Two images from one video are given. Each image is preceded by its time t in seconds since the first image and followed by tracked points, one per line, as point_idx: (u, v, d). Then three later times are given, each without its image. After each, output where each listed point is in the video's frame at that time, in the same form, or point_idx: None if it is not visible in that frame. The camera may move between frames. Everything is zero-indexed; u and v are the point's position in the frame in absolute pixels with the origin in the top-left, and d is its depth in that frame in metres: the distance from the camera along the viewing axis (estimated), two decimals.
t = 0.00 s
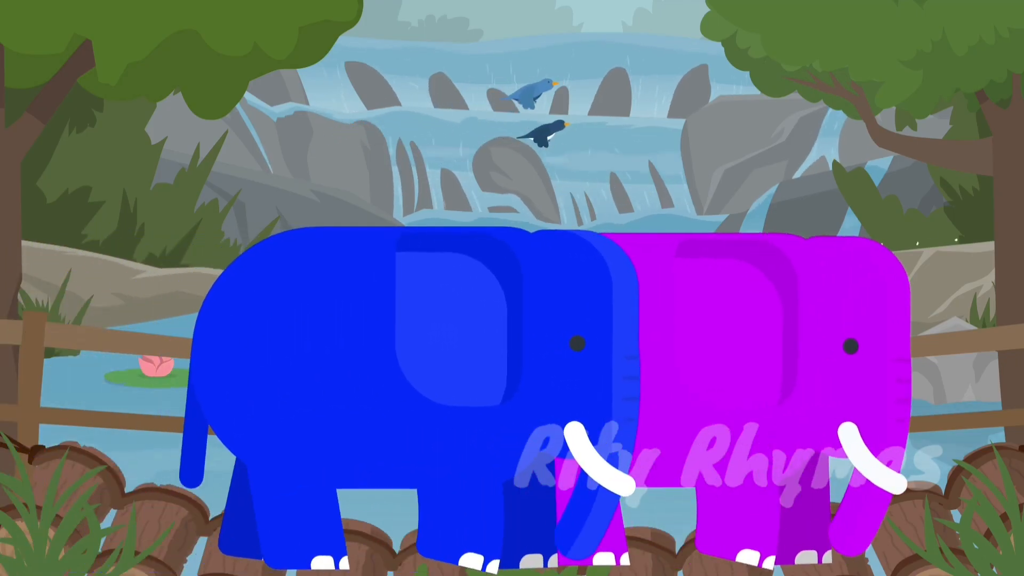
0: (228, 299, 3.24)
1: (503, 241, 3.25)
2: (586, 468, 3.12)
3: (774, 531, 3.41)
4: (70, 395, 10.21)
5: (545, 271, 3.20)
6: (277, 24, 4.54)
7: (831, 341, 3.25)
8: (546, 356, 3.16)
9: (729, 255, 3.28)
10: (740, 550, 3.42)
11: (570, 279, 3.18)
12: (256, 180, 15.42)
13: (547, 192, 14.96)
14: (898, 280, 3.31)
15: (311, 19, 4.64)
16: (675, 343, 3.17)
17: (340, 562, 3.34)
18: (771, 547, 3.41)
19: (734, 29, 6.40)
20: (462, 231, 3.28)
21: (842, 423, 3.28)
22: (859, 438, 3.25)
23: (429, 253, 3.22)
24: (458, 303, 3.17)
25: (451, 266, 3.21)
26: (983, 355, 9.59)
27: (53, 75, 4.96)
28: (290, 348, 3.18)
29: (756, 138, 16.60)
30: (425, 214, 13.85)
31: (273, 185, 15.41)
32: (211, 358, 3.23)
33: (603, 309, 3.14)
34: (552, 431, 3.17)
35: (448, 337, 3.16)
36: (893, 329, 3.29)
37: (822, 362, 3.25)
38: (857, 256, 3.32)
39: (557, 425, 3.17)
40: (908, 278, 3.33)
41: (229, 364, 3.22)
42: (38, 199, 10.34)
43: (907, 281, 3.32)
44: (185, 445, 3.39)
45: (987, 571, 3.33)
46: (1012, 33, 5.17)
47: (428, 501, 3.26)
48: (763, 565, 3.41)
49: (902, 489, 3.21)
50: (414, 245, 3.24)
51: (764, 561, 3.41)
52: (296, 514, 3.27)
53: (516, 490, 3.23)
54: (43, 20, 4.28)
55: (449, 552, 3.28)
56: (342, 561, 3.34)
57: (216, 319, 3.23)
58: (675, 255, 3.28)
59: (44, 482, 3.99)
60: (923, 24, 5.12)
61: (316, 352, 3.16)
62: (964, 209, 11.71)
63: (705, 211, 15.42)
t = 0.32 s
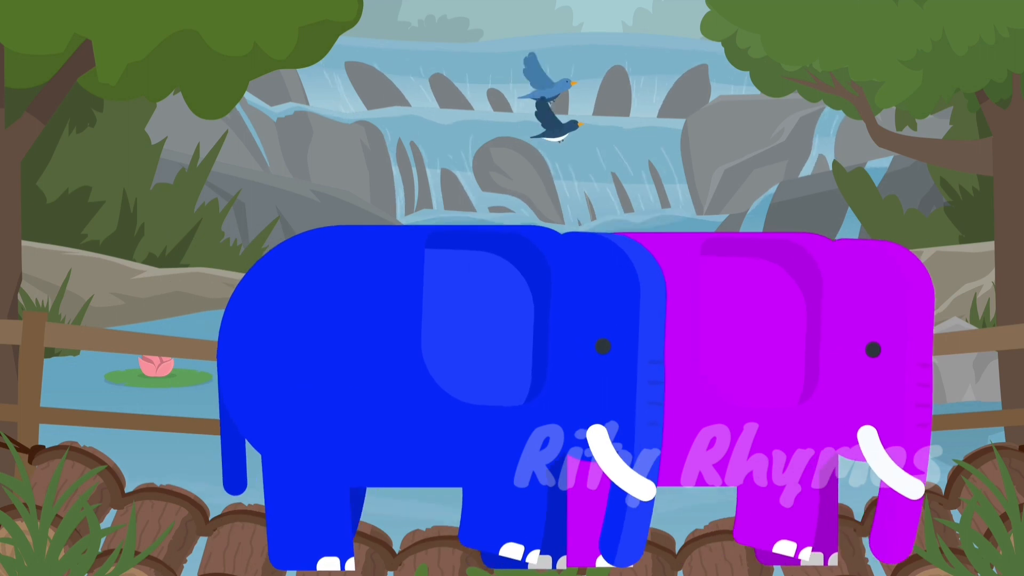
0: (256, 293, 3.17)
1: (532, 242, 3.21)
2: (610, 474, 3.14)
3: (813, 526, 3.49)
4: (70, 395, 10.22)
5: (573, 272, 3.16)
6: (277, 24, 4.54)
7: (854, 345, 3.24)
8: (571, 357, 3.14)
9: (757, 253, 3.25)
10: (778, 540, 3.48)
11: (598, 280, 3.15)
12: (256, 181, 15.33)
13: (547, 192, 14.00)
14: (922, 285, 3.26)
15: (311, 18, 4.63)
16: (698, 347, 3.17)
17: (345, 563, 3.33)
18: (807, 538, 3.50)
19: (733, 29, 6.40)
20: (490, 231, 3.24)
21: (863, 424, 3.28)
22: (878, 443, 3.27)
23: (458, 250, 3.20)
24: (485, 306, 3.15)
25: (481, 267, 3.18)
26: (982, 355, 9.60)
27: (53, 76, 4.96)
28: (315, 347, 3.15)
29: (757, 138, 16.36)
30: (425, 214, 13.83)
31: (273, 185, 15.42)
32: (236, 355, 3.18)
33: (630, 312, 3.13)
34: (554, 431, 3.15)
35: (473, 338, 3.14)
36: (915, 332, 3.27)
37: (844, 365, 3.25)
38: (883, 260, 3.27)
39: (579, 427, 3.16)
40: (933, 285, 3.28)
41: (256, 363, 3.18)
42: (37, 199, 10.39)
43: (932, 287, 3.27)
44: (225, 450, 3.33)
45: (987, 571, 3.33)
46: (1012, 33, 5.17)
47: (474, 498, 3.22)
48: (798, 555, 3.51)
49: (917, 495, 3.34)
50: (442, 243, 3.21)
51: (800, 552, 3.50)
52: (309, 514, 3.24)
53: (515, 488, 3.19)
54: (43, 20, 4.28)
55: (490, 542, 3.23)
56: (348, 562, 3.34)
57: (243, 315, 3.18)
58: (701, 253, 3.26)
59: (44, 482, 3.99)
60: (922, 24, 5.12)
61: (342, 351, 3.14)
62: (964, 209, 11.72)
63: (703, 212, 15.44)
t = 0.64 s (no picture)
0: (282, 296, 3.01)
1: (560, 242, 3.06)
2: (645, 477, 2.95)
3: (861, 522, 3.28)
4: (69, 395, 10.21)
5: (603, 272, 3.01)
6: (277, 23, 4.54)
7: (878, 344, 3.08)
8: (600, 357, 2.99)
9: (779, 254, 3.11)
10: (830, 543, 3.29)
11: (627, 279, 3.00)
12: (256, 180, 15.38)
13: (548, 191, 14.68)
14: (946, 283, 3.10)
15: (311, 18, 4.63)
16: (721, 346, 3.02)
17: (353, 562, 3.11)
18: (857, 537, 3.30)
19: (733, 29, 6.40)
20: (518, 231, 3.09)
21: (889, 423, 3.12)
22: (905, 443, 3.09)
23: (485, 251, 3.04)
24: (514, 305, 3.00)
25: (510, 267, 3.03)
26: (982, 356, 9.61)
27: (52, 75, 4.95)
28: (336, 347, 2.99)
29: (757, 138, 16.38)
30: (425, 214, 13.87)
31: (273, 185, 15.34)
32: (258, 359, 3.01)
33: (659, 309, 2.97)
34: (553, 431, 2.98)
35: (501, 337, 2.99)
36: (942, 331, 3.10)
37: (869, 365, 3.08)
38: (903, 257, 3.11)
39: (609, 426, 2.99)
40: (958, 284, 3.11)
41: (284, 365, 3.01)
42: (38, 198, 10.38)
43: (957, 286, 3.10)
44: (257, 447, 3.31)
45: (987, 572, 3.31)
46: (1012, 33, 5.16)
47: (521, 503, 3.03)
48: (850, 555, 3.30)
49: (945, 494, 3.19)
50: (469, 242, 3.07)
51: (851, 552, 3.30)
52: (325, 527, 3.05)
53: (516, 490, 3.02)
54: (43, 20, 4.28)
55: (545, 546, 3.04)
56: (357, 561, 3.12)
57: (268, 319, 3.01)
58: (726, 254, 3.11)
59: (44, 481, 3.98)
60: (922, 24, 5.12)
61: (374, 352, 2.98)
62: (964, 209, 11.71)
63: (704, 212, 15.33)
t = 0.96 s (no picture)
0: (312, 294, 2.94)
1: (588, 240, 2.96)
2: (678, 471, 2.91)
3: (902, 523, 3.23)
4: (69, 395, 10.21)
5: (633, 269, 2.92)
6: (277, 24, 4.54)
7: (905, 339, 3.02)
8: (629, 354, 2.90)
9: (800, 253, 3.05)
10: (874, 549, 3.20)
11: (656, 276, 2.91)
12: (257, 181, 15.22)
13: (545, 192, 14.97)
14: (969, 277, 3.07)
15: (311, 18, 4.63)
16: (744, 346, 2.95)
17: (362, 560, 3.00)
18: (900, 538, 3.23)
19: (733, 29, 6.40)
20: (547, 229, 2.99)
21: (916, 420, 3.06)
22: (934, 439, 3.06)
23: (514, 251, 2.94)
24: (545, 305, 2.90)
25: (539, 267, 2.93)
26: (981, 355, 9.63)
27: (53, 76, 4.95)
28: (361, 347, 2.91)
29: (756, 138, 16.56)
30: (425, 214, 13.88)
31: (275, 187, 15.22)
32: (287, 358, 2.94)
33: (687, 303, 2.89)
34: (554, 431, 2.89)
35: (530, 335, 2.90)
36: (965, 327, 3.07)
37: (895, 362, 3.02)
38: (933, 256, 3.07)
39: (641, 424, 2.92)
40: (981, 278, 3.08)
41: (314, 365, 2.93)
42: (38, 198, 10.37)
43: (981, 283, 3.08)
44: (280, 449, 3.21)
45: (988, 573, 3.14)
46: (1012, 33, 5.15)
47: (559, 504, 2.95)
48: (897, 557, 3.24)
49: (977, 490, 3.18)
50: (496, 242, 2.97)
51: (897, 553, 3.23)
52: (342, 527, 2.95)
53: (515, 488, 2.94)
54: (43, 21, 4.28)
55: (594, 554, 2.94)
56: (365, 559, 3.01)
57: (295, 318, 2.95)
58: (748, 256, 3.03)
59: (44, 482, 3.98)
60: (923, 24, 5.11)
61: (400, 352, 2.90)
62: (964, 209, 11.71)
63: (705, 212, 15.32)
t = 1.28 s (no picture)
0: (345, 289, 2.96)
1: (617, 242, 2.99)
2: (697, 478, 2.92)
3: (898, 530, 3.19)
4: (68, 395, 10.22)
5: (661, 272, 2.94)
6: (277, 23, 4.53)
7: (927, 345, 3.00)
8: (655, 358, 2.92)
9: (827, 254, 3.02)
10: (865, 555, 3.19)
11: (684, 279, 2.93)
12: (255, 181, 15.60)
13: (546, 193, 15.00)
14: (993, 282, 3.03)
15: (311, 18, 4.62)
16: (765, 347, 2.94)
17: (357, 560, 3.01)
18: (894, 545, 3.20)
19: (733, 29, 6.40)
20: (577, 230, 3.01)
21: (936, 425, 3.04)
22: (952, 447, 3.03)
23: (545, 251, 2.97)
24: (571, 305, 2.91)
25: (568, 267, 2.94)
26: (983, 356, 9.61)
27: (52, 76, 4.95)
28: (388, 342, 2.92)
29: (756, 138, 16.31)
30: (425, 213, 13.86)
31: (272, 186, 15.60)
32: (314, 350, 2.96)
33: (714, 308, 2.91)
34: (554, 431, 2.90)
35: (557, 335, 2.90)
36: (989, 334, 3.03)
37: (917, 367, 3.00)
38: (957, 264, 3.03)
39: (663, 427, 2.93)
40: (1005, 282, 3.05)
41: (340, 359, 2.94)
42: (38, 199, 10.38)
43: (1005, 289, 3.05)
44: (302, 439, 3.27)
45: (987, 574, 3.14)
46: (1013, 33, 5.15)
47: (562, 505, 2.95)
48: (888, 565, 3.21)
49: (991, 498, 3.19)
50: (525, 240, 3.00)
51: (888, 561, 3.20)
52: (348, 518, 2.98)
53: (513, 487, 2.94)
54: (43, 21, 4.27)
55: (589, 555, 2.96)
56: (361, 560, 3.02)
57: (323, 310, 2.97)
58: (770, 254, 3.03)
59: (44, 481, 3.98)
60: (923, 24, 5.10)
61: (426, 350, 2.90)
62: (964, 209, 11.71)
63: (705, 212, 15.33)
